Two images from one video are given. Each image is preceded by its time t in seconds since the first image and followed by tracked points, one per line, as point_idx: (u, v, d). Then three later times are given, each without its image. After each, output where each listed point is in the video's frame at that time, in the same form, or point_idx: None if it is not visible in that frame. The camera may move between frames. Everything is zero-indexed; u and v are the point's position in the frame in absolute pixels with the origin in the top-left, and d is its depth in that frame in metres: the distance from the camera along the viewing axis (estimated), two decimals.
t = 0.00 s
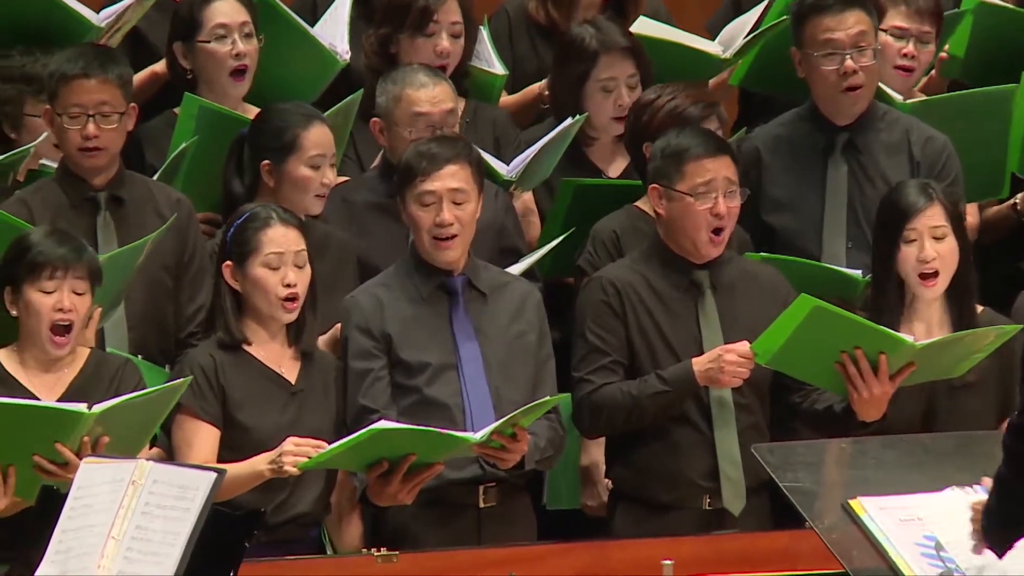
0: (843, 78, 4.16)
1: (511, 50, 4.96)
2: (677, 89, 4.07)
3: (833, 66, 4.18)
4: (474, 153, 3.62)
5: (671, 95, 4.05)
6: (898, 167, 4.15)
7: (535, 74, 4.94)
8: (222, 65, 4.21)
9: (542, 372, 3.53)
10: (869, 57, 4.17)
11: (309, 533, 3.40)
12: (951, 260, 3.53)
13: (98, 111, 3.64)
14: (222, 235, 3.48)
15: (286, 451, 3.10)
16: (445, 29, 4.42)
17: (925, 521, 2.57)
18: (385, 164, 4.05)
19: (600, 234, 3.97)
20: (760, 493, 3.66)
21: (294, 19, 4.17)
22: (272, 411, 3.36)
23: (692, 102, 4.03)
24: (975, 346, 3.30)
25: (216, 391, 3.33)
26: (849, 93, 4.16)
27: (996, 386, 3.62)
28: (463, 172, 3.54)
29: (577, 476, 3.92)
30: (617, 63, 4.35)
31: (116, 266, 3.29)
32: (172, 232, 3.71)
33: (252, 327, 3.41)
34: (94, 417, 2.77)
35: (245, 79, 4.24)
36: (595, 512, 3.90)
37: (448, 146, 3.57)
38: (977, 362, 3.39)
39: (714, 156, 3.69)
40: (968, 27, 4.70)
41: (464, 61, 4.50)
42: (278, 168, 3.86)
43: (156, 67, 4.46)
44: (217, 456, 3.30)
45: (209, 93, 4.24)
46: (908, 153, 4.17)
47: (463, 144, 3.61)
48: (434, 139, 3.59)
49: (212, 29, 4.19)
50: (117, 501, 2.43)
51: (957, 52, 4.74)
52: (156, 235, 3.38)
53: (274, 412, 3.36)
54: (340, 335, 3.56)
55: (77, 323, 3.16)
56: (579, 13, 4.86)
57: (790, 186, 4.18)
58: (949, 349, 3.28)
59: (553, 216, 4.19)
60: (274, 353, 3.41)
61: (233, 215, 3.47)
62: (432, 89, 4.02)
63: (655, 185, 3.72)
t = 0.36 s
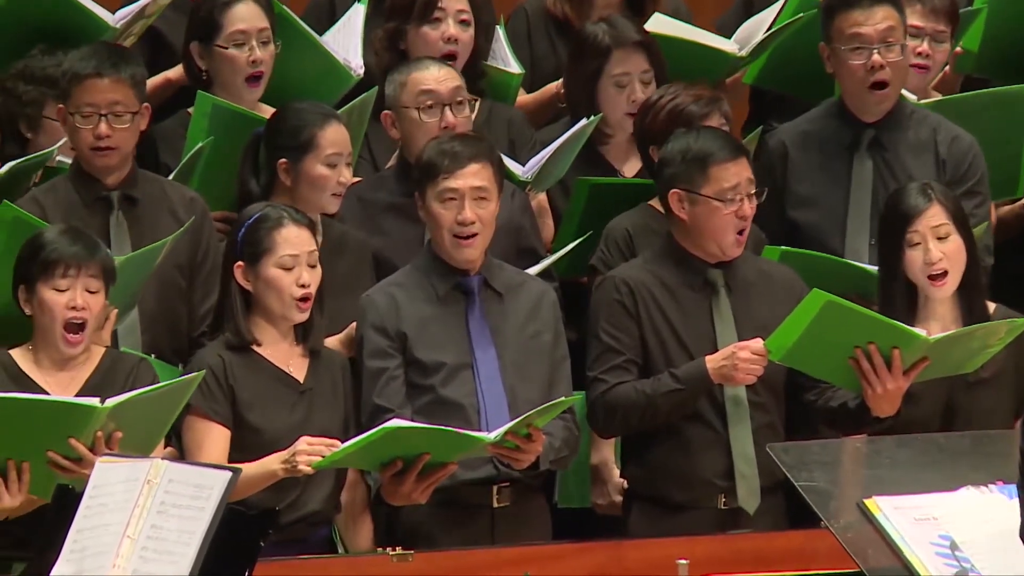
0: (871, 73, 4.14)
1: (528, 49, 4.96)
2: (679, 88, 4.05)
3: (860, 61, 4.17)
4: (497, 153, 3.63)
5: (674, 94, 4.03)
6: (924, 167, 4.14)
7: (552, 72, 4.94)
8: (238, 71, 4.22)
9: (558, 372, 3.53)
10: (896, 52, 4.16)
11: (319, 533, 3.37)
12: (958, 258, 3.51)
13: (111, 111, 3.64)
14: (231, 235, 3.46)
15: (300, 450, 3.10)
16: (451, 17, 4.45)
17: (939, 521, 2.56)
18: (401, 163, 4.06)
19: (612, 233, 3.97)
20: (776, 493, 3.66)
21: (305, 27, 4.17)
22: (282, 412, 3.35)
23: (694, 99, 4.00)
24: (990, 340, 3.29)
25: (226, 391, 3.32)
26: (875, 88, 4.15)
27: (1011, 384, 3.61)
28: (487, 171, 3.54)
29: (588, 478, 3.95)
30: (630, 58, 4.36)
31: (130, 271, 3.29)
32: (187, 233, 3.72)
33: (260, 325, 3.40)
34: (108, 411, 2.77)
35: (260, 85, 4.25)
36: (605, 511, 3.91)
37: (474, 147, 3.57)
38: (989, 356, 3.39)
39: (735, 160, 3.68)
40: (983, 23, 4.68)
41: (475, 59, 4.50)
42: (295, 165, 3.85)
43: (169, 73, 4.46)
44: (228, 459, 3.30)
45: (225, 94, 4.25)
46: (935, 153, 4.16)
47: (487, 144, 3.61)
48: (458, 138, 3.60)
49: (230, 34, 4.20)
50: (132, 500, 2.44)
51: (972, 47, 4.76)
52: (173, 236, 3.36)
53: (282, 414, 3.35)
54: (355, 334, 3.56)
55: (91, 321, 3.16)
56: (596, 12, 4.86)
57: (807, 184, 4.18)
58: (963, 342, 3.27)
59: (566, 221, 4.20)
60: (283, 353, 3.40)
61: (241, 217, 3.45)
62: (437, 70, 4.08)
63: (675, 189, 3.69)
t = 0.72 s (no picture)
0: (890, 71, 4.15)
1: (547, 47, 4.96)
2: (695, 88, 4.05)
3: (880, 60, 4.18)
4: (510, 152, 3.63)
5: (700, 95, 4.02)
6: (944, 166, 4.15)
7: (571, 71, 4.94)
8: (254, 74, 4.22)
9: (575, 371, 3.53)
10: (918, 52, 4.16)
11: (331, 532, 3.38)
12: (973, 258, 3.50)
13: (125, 111, 3.65)
14: (242, 235, 3.47)
15: (316, 452, 3.10)
16: (467, 11, 4.45)
17: (957, 521, 2.55)
18: (419, 163, 4.06)
19: (626, 233, 3.97)
20: (793, 492, 3.65)
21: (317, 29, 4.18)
22: (295, 411, 3.36)
23: (719, 105, 3.99)
24: (1007, 338, 3.28)
25: (239, 393, 3.33)
26: (895, 84, 4.16)
27: None
28: (501, 174, 3.53)
29: (603, 477, 3.96)
30: (640, 50, 4.35)
31: (145, 267, 3.29)
32: (203, 232, 3.73)
33: (271, 324, 3.40)
34: (125, 413, 2.79)
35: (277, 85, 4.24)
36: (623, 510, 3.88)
37: (487, 146, 3.57)
38: (1008, 355, 3.37)
39: (751, 160, 3.67)
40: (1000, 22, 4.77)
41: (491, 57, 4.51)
42: (312, 164, 3.86)
43: (184, 74, 4.47)
44: (241, 459, 3.30)
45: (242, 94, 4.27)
46: (954, 152, 4.17)
47: (499, 143, 3.61)
48: (472, 138, 3.60)
49: (250, 38, 4.20)
50: (150, 499, 2.44)
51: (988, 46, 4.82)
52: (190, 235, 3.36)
53: (294, 415, 3.36)
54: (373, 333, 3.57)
55: (108, 324, 3.16)
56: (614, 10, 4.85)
57: (835, 185, 4.21)
58: (980, 342, 3.26)
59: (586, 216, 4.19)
60: (294, 353, 3.40)
61: (252, 216, 3.46)
62: (451, 67, 4.07)
63: (691, 190, 3.68)
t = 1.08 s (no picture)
0: (892, 71, 4.17)
1: (565, 47, 4.96)
2: (707, 88, 4.05)
3: (882, 60, 4.19)
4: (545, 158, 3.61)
5: (732, 96, 4.01)
6: (950, 163, 4.16)
7: (589, 70, 4.94)
8: (271, 76, 4.23)
9: (595, 370, 3.53)
10: (920, 52, 4.17)
11: (348, 531, 3.39)
12: (990, 254, 3.50)
13: (147, 113, 3.66)
14: (252, 234, 3.49)
15: (336, 452, 3.11)
16: (490, 7, 4.44)
17: (977, 519, 2.56)
18: (438, 162, 4.07)
19: (645, 231, 3.97)
20: (813, 491, 3.65)
21: (333, 24, 4.20)
22: (313, 411, 3.37)
23: (753, 108, 3.99)
24: None
25: (255, 393, 3.34)
26: (896, 85, 4.17)
27: None
28: (529, 181, 3.52)
29: (626, 476, 3.93)
30: (653, 44, 4.38)
31: (166, 266, 3.29)
32: (223, 232, 3.74)
33: (285, 326, 3.41)
34: (140, 405, 2.80)
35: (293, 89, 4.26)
36: (645, 510, 3.90)
37: (519, 152, 3.55)
38: None
39: (781, 163, 3.66)
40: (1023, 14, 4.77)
41: (512, 57, 4.50)
42: (336, 165, 3.84)
43: (201, 76, 4.46)
44: (259, 459, 3.32)
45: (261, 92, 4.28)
46: (961, 148, 4.19)
47: (536, 150, 3.59)
48: (506, 142, 3.58)
49: (266, 39, 4.21)
50: (169, 498, 2.45)
51: (1011, 41, 4.82)
52: (208, 234, 3.38)
53: (311, 415, 3.36)
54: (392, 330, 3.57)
55: (126, 316, 3.18)
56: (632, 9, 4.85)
57: (842, 183, 4.21)
58: (999, 341, 3.25)
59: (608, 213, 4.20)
60: (309, 352, 3.41)
61: (261, 215, 3.48)
62: (472, 69, 4.09)
63: (719, 189, 3.67)
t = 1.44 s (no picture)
0: (907, 78, 4.17)
1: (592, 46, 4.96)
2: (734, 89, 4.06)
3: (897, 68, 4.19)
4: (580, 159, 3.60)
5: (762, 100, 4.00)
6: (965, 163, 4.20)
7: (617, 69, 4.94)
8: (299, 70, 4.25)
9: (626, 373, 3.52)
10: (935, 59, 4.17)
11: (376, 531, 3.40)
12: (1017, 252, 3.49)
13: (183, 121, 3.67)
14: (285, 239, 3.46)
15: (366, 453, 3.11)
16: (522, 9, 4.43)
17: (1008, 519, 2.55)
18: (466, 163, 4.08)
19: (673, 232, 3.97)
20: (841, 490, 3.64)
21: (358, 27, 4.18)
22: (340, 413, 3.38)
23: (785, 114, 3.97)
24: None
25: (284, 396, 3.35)
26: (913, 92, 4.17)
27: None
28: (564, 182, 3.51)
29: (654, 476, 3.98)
30: (677, 40, 4.37)
31: (196, 267, 3.31)
32: (254, 233, 3.75)
33: (313, 325, 3.42)
34: (169, 406, 2.83)
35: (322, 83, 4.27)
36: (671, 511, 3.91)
37: (556, 152, 3.54)
38: None
39: (814, 163, 3.65)
40: None
41: (540, 58, 4.51)
42: (369, 165, 3.85)
43: (228, 78, 4.47)
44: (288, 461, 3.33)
45: (289, 91, 4.29)
46: (976, 148, 4.23)
47: (571, 151, 3.58)
48: (541, 142, 3.57)
49: (291, 34, 4.24)
50: (199, 497, 2.46)
51: None
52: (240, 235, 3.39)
53: (340, 417, 3.38)
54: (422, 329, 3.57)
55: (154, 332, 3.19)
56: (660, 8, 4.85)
57: (857, 182, 4.20)
58: None
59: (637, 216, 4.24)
60: (338, 353, 3.42)
61: (295, 221, 3.45)
62: (497, 69, 4.07)
63: (752, 184, 3.66)
